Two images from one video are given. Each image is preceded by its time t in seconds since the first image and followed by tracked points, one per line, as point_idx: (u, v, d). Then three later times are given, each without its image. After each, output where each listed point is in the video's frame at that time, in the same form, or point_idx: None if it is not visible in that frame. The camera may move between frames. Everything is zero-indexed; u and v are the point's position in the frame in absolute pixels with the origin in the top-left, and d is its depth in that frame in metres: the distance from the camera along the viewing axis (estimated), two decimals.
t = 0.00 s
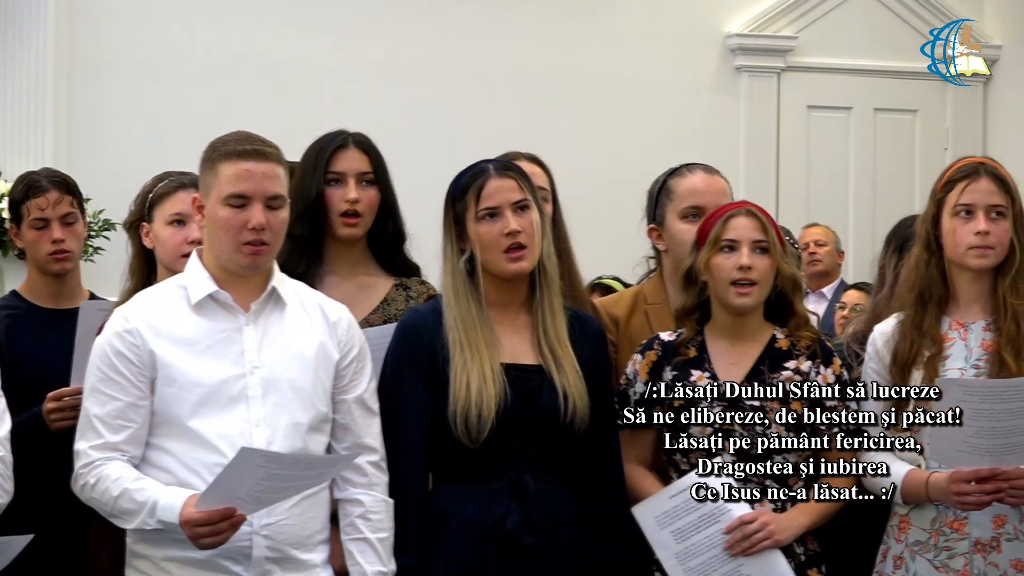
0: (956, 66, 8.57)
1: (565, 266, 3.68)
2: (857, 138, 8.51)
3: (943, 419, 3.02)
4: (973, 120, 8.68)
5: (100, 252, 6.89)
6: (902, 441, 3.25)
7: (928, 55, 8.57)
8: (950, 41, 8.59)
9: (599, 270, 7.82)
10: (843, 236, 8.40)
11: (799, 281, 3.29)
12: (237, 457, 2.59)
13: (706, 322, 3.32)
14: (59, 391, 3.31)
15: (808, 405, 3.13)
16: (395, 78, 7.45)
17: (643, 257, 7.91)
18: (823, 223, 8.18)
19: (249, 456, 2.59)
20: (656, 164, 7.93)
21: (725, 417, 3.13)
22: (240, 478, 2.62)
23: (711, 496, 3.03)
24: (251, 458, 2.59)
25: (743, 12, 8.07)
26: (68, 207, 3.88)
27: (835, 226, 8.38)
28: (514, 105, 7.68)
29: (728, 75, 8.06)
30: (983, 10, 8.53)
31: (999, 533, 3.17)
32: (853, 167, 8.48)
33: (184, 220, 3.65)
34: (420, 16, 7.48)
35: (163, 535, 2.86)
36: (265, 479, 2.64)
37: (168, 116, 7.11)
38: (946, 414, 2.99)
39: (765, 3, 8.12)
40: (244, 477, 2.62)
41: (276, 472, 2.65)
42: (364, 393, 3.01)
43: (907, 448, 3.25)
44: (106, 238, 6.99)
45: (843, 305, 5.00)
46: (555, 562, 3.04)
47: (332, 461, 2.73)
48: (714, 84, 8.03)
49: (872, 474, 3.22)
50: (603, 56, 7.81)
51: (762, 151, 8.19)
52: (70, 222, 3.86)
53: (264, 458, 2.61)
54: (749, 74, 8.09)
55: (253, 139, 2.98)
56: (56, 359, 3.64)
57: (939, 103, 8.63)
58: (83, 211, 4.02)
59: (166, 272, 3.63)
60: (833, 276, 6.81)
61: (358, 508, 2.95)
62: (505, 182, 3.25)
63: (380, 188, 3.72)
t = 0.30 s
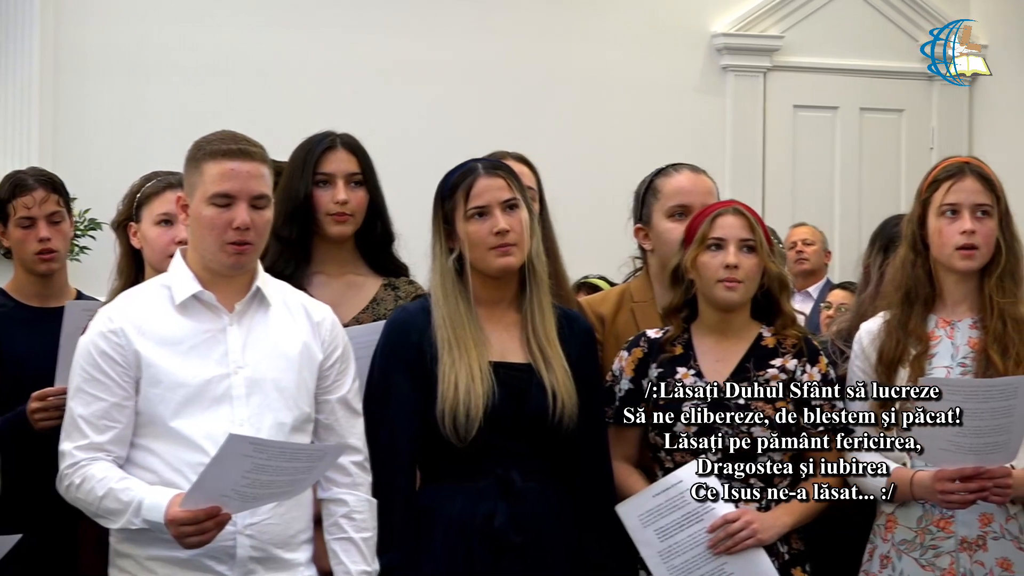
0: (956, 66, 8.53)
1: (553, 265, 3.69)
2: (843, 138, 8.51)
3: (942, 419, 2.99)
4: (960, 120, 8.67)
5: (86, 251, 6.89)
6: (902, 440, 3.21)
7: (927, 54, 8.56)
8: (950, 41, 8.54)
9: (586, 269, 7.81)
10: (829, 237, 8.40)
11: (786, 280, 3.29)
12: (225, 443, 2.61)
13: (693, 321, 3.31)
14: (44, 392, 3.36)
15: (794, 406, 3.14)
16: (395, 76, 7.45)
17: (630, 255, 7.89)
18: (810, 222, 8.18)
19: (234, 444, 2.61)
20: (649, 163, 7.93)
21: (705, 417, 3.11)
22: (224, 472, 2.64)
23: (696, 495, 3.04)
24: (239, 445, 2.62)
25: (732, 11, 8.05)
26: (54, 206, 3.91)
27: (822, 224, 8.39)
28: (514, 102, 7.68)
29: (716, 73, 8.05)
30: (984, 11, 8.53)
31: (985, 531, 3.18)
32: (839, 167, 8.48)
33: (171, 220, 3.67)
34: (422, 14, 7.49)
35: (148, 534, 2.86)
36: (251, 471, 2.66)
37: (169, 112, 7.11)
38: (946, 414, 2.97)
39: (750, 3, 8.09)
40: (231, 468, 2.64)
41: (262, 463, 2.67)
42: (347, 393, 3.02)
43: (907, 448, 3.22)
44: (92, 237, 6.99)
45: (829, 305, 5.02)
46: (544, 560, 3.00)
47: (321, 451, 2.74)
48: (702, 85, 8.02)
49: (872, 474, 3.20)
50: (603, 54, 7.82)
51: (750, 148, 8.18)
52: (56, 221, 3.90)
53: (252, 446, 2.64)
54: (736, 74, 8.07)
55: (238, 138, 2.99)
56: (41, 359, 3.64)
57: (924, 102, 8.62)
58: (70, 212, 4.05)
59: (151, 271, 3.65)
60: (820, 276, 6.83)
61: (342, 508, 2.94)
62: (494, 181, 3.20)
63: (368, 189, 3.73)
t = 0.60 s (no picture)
0: (956, 66, 8.62)
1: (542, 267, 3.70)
2: (830, 138, 8.54)
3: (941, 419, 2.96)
4: (946, 120, 8.70)
5: (73, 251, 6.88)
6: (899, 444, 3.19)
7: (928, 54, 8.56)
8: (951, 41, 8.59)
9: (573, 270, 7.82)
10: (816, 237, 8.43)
11: (773, 281, 3.29)
12: (207, 447, 2.61)
13: (680, 321, 3.31)
14: (31, 393, 3.39)
15: (779, 406, 3.12)
16: (391, 79, 7.46)
17: (619, 256, 7.90)
18: (797, 223, 8.21)
19: (217, 447, 2.61)
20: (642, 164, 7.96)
21: (693, 417, 3.09)
22: (208, 473, 2.63)
23: (686, 495, 3.03)
24: (219, 449, 2.62)
25: (718, 11, 8.05)
26: (42, 206, 3.92)
27: (808, 225, 8.42)
28: (510, 105, 7.69)
29: (703, 74, 8.05)
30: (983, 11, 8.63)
31: (974, 531, 3.17)
32: (826, 167, 8.51)
33: (156, 220, 3.66)
34: (420, 17, 7.51)
35: (133, 535, 2.85)
36: (234, 474, 2.66)
37: (166, 115, 7.11)
38: (946, 414, 2.94)
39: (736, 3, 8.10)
40: (213, 470, 2.63)
41: (244, 466, 2.66)
42: (333, 394, 3.01)
43: (908, 448, 3.18)
44: (78, 236, 6.98)
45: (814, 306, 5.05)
46: (530, 560, 2.98)
47: (303, 454, 2.73)
48: (687, 85, 8.01)
49: (872, 473, 3.18)
50: (600, 58, 7.83)
51: (736, 147, 8.19)
52: (44, 221, 3.90)
53: (233, 449, 2.63)
54: (724, 74, 8.08)
55: (222, 138, 2.99)
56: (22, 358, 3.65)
57: (913, 107, 8.67)
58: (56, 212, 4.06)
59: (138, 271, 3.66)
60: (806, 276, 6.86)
61: (327, 507, 2.92)
62: (486, 182, 3.16)
63: (355, 190, 3.74)
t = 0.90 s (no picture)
0: (956, 66, 8.65)
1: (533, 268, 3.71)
2: (821, 138, 8.55)
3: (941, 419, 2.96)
4: (938, 120, 8.69)
5: (64, 251, 6.88)
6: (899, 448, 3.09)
7: (928, 55, 8.58)
8: (951, 41, 8.62)
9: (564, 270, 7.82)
10: (808, 237, 8.44)
11: (765, 280, 3.28)
12: (196, 439, 2.60)
13: (672, 321, 3.30)
14: (25, 392, 3.42)
15: (773, 407, 3.11)
16: (386, 82, 7.47)
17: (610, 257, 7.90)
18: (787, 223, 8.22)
19: (207, 441, 2.60)
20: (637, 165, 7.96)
21: (689, 417, 3.08)
22: (197, 469, 2.62)
23: (680, 496, 3.02)
24: (210, 442, 2.61)
25: (708, 11, 8.05)
26: (32, 205, 3.91)
27: (800, 225, 8.42)
28: (506, 108, 7.70)
29: (694, 74, 8.05)
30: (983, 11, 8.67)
31: (965, 531, 3.16)
32: (817, 166, 8.52)
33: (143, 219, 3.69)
34: (417, 20, 7.52)
35: (122, 535, 2.84)
36: (223, 470, 2.65)
37: (161, 117, 7.12)
38: (946, 414, 2.93)
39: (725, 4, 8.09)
40: (202, 466, 2.62)
41: (233, 462, 2.65)
42: (323, 394, 3.01)
43: (908, 448, 3.07)
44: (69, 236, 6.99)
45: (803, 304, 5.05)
46: (524, 559, 2.96)
47: (292, 450, 2.72)
48: (679, 85, 8.02)
49: (872, 473, 3.19)
50: (595, 60, 7.84)
51: (728, 148, 8.20)
52: (34, 221, 3.90)
53: (222, 444, 2.62)
54: (715, 74, 8.09)
55: (210, 139, 2.99)
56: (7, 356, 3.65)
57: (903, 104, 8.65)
58: (47, 210, 4.05)
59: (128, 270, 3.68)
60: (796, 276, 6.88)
61: (318, 507, 2.91)
62: (479, 182, 3.16)
63: (346, 189, 3.73)
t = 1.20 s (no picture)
0: (956, 66, 8.68)
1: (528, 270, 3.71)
2: (816, 139, 8.55)
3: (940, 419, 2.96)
4: (932, 120, 8.69)
5: (59, 251, 6.87)
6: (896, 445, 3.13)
7: (928, 54, 8.60)
8: (951, 41, 8.64)
9: (557, 270, 7.82)
10: (803, 237, 8.44)
11: (759, 281, 3.29)
12: (191, 442, 2.60)
13: (666, 321, 3.31)
14: (19, 392, 3.41)
15: (768, 410, 3.11)
16: (382, 81, 7.47)
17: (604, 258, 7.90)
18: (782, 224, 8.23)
19: (201, 443, 2.61)
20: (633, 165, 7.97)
21: (689, 417, 3.09)
22: (191, 469, 2.62)
23: (676, 496, 3.02)
24: (204, 444, 2.61)
25: (702, 12, 8.05)
26: (27, 206, 3.90)
27: (794, 226, 8.43)
28: (502, 107, 7.70)
29: (689, 76, 8.06)
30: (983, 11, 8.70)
31: (957, 531, 3.16)
32: (812, 166, 8.52)
33: (135, 220, 3.71)
34: (414, 19, 7.51)
35: (117, 535, 2.84)
36: (217, 471, 2.65)
37: (154, 116, 7.11)
38: (946, 414, 2.94)
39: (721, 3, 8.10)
40: (196, 466, 2.62)
41: (227, 463, 2.65)
42: (317, 394, 3.00)
43: (908, 448, 3.10)
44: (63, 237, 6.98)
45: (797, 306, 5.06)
46: (519, 560, 2.96)
47: (286, 450, 2.72)
48: (674, 86, 8.02)
49: (873, 473, 3.17)
50: (592, 59, 7.84)
51: (723, 148, 8.21)
52: (28, 221, 3.89)
53: (217, 446, 2.63)
54: (710, 74, 8.10)
55: (205, 139, 2.99)
56: None
57: (897, 106, 8.65)
58: (40, 211, 4.04)
59: (120, 271, 3.69)
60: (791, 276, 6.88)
61: (312, 508, 2.91)
62: (474, 182, 3.15)
63: (343, 191, 3.73)
